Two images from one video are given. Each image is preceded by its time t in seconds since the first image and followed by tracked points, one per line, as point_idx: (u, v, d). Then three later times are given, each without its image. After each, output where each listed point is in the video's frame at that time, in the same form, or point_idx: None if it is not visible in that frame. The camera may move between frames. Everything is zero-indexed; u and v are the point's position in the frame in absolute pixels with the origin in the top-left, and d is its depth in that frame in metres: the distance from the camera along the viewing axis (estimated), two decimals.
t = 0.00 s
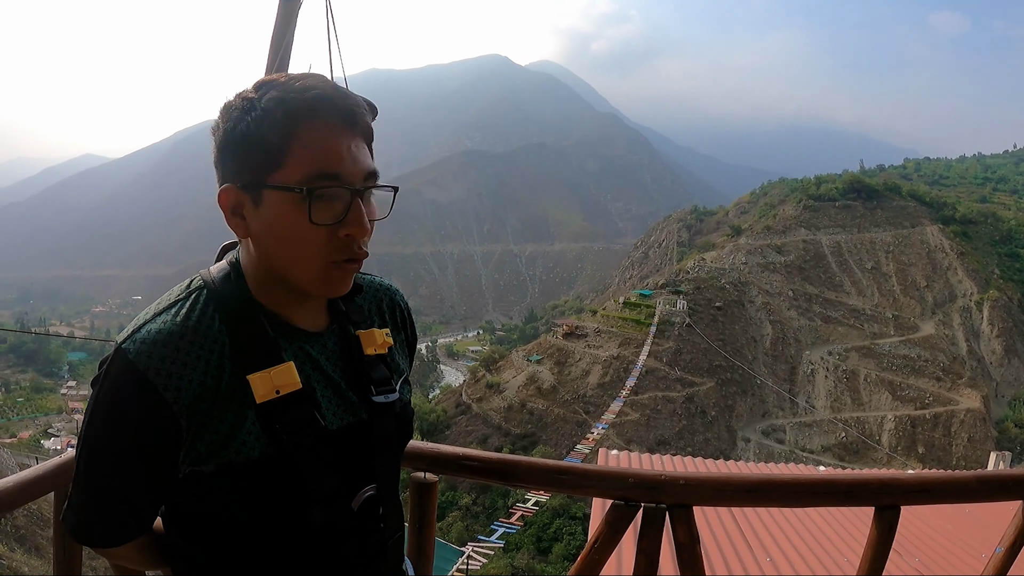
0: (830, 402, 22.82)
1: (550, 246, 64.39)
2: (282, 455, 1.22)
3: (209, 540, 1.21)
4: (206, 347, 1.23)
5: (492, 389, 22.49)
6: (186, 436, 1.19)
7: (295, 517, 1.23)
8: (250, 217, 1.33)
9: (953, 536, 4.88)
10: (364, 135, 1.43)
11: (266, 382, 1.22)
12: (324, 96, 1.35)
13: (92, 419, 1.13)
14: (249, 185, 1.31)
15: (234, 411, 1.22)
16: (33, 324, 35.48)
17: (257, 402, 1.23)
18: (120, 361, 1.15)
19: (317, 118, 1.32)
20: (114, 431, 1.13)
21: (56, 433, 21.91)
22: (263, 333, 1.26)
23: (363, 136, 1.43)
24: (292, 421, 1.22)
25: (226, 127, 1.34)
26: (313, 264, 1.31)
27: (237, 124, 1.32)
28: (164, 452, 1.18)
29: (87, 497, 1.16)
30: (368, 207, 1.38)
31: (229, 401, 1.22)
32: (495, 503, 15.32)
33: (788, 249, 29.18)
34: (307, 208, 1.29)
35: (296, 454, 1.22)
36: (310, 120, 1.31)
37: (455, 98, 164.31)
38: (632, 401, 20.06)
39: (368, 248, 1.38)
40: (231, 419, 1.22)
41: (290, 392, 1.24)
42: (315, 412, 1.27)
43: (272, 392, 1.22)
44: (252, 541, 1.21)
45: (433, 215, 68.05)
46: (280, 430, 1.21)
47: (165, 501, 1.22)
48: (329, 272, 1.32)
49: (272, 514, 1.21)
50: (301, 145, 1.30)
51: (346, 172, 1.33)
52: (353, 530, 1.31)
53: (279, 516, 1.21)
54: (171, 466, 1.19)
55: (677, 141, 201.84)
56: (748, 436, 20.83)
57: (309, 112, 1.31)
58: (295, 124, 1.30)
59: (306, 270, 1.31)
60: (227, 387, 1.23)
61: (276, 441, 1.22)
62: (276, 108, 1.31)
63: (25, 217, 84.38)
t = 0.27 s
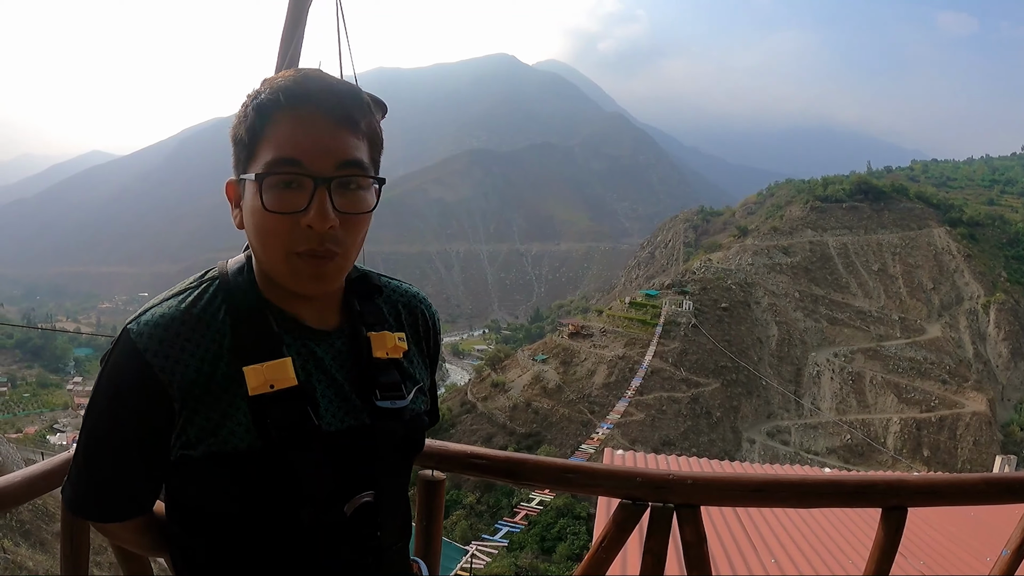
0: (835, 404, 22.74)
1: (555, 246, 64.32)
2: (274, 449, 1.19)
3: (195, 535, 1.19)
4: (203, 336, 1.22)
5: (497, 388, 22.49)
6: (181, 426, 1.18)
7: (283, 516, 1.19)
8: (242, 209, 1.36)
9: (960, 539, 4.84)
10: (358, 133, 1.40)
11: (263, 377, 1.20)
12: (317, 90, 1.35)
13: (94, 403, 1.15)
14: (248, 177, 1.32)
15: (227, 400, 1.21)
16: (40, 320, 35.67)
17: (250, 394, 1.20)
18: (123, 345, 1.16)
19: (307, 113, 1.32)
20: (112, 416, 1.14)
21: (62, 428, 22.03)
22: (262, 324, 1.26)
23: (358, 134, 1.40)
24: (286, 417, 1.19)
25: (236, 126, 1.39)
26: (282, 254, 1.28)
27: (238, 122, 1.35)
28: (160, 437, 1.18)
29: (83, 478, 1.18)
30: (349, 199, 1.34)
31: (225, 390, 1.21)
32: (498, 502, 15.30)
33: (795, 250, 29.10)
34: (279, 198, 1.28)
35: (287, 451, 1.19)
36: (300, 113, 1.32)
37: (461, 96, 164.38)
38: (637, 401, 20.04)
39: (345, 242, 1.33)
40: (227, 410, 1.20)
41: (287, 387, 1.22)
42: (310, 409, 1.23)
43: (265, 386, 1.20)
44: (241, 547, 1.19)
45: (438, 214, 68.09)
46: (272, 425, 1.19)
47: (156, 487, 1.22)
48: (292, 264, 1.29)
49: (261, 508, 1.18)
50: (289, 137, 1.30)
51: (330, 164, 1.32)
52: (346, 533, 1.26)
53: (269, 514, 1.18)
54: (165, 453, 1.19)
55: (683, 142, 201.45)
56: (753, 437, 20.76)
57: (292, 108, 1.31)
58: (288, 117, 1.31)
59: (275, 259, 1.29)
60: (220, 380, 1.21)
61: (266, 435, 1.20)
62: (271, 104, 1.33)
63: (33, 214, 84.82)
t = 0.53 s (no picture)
0: (835, 406, 22.74)
1: (555, 248, 64.38)
2: (277, 439, 1.19)
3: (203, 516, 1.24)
4: (213, 324, 1.25)
5: (496, 391, 22.45)
6: (194, 412, 1.21)
7: (289, 507, 1.20)
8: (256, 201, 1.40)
9: (959, 542, 4.84)
10: (356, 124, 1.40)
11: (270, 367, 1.19)
12: (315, 85, 1.38)
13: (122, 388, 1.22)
14: (255, 168, 1.36)
15: (232, 389, 1.21)
16: (39, 321, 35.63)
17: (258, 380, 1.20)
18: (146, 331, 1.21)
19: (306, 108, 1.35)
20: (138, 398, 1.21)
21: (60, 430, 22.01)
22: (272, 313, 1.27)
23: (360, 127, 1.41)
24: (291, 405, 1.17)
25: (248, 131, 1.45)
26: (283, 240, 1.30)
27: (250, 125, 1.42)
28: (176, 422, 1.22)
29: (113, 458, 1.24)
30: (344, 184, 1.33)
31: (231, 376, 1.23)
32: (498, 504, 15.28)
33: (794, 253, 29.13)
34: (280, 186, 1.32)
35: (289, 441, 1.19)
36: (300, 108, 1.36)
37: (460, 98, 164.50)
38: (637, 403, 20.04)
39: (340, 228, 1.31)
40: (233, 397, 1.20)
41: (295, 377, 1.20)
42: (318, 401, 1.22)
43: (272, 375, 1.18)
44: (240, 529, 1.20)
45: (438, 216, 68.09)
46: (276, 414, 1.18)
47: (175, 470, 1.27)
48: (292, 252, 1.29)
49: (267, 492, 1.20)
50: (290, 129, 1.34)
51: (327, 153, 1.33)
52: (353, 530, 1.24)
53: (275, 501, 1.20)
54: (181, 438, 1.23)
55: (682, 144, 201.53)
56: (752, 439, 20.76)
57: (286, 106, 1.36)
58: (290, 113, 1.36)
59: (277, 247, 1.32)
60: (229, 367, 1.23)
61: (270, 423, 1.19)
62: (276, 101, 1.38)
63: (32, 214, 84.77)
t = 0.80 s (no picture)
0: (835, 407, 22.74)
1: (555, 250, 64.35)
2: (292, 438, 1.21)
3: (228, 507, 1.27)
4: (232, 328, 1.27)
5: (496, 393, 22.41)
6: (213, 412, 1.23)
7: (308, 506, 1.23)
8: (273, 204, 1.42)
9: (959, 543, 4.84)
10: (363, 124, 1.40)
11: (288, 368, 1.20)
12: (324, 88, 1.40)
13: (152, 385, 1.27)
14: (273, 172, 1.39)
15: (247, 388, 1.23)
16: (38, 324, 35.62)
17: (275, 381, 1.21)
18: (173, 335, 1.26)
19: (315, 111, 1.38)
20: (168, 396, 1.25)
21: (60, 433, 21.99)
22: (289, 315, 1.29)
23: (374, 123, 1.42)
24: (307, 403, 1.18)
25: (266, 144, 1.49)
26: (296, 239, 1.32)
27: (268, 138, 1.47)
28: (197, 424, 1.26)
29: (144, 456, 1.29)
30: (347, 178, 1.34)
31: (249, 375, 1.25)
32: (498, 507, 15.26)
33: (794, 254, 29.12)
34: (288, 188, 1.35)
35: (301, 439, 1.21)
36: (312, 113, 1.38)
37: (460, 100, 164.50)
38: (636, 406, 20.05)
39: (353, 223, 1.31)
40: (249, 397, 1.22)
41: (308, 378, 1.21)
42: (332, 403, 1.23)
43: (288, 375, 1.20)
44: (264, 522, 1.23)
45: (438, 218, 68.13)
46: (291, 413, 1.19)
47: (198, 469, 1.30)
48: (304, 250, 1.30)
49: (286, 490, 1.23)
50: (304, 133, 1.36)
51: (327, 157, 1.34)
52: (367, 529, 1.25)
53: (291, 498, 1.22)
54: (204, 437, 1.27)
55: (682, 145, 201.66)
56: (752, 441, 20.76)
57: (292, 113, 1.40)
58: (297, 116, 1.39)
59: (291, 248, 1.34)
60: (250, 367, 1.25)
61: (286, 423, 1.21)
62: (287, 110, 1.41)
63: (31, 217, 84.74)
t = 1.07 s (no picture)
0: (833, 407, 22.79)
1: (553, 250, 64.35)
2: (298, 441, 1.21)
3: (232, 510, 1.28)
4: (237, 330, 1.27)
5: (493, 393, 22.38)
6: (219, 413, 1.24)
7: (314, 507, 1.22)
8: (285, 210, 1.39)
9: (955, 543, 4.86)
10: (375, 132, 1.37)
11: (294, 369, 1.20)
12: (340, 96, 1.37)
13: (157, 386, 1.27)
14: (286, 177, 1.36)
15: (253, 390, 1.24)
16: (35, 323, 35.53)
17: (280, 384, 1.22)
18: (176, 338, 1.26)
19: (328, 117, 1.35)
20: (171, 397, 1.24)
21: (57, 432, 21.96)
22: (295, 317, 1.28)
23: (389, 133, 1.40)
24: (313, 406, 1.19)
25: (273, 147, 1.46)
26: (309, 249, 1.31)
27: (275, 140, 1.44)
28: (201, 427, 1.26)
29: (147, 458, 1.29)
30: (364, 195, 1.32)
31: (256, 378, 1.25)
32: (495, 507, 15.25)
33: (791, 255, 29.15)
34: (302, 199, 1.32)
35: (307, 441, 1.20)
36: (325, 119, 1.35)
37: (459, 99, 164.31)
38: (634, 406, 20.07)
39: (370, 238, 1.32)
40: (257, 398, 1.23)
41: (312, 380, 1.21)
42: (337, 404, 1.23)
43: (294, 377, 1.20)
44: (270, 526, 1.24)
45: (436, 217, 68.12)
46: (298, 416, 1.19)
47: (202, 472, 1.29)
48: (322, 261, 1.30)
49: (292, 493, 1.22)
50: (318, 141, 1.34)
51: (342, 171, 1.32)
52: (371, 528, 1.24)
53: (294, 499, 1.22)
54: (209, 439, 1.27)
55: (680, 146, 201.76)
56: (750, 441, 20.79)
57: (305, 122, 1.37)
58: (312, 124, 1.36)
59: (306, 258, 1.33)
60: (256, 368, 1.25)
61: (292, 424, 1.21)
62: (296, 114, 1.39)
63: (28, 216, 84.55)
